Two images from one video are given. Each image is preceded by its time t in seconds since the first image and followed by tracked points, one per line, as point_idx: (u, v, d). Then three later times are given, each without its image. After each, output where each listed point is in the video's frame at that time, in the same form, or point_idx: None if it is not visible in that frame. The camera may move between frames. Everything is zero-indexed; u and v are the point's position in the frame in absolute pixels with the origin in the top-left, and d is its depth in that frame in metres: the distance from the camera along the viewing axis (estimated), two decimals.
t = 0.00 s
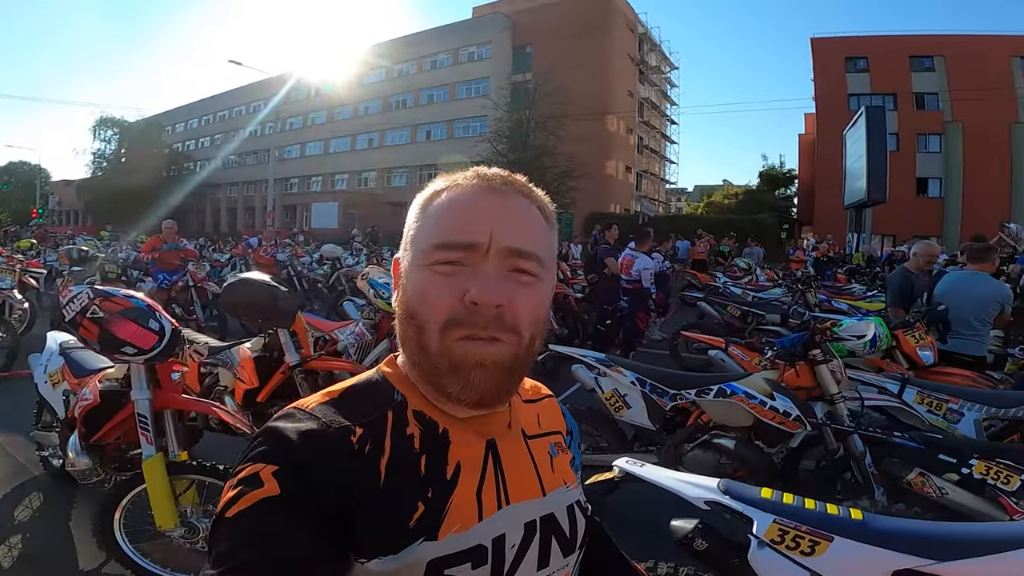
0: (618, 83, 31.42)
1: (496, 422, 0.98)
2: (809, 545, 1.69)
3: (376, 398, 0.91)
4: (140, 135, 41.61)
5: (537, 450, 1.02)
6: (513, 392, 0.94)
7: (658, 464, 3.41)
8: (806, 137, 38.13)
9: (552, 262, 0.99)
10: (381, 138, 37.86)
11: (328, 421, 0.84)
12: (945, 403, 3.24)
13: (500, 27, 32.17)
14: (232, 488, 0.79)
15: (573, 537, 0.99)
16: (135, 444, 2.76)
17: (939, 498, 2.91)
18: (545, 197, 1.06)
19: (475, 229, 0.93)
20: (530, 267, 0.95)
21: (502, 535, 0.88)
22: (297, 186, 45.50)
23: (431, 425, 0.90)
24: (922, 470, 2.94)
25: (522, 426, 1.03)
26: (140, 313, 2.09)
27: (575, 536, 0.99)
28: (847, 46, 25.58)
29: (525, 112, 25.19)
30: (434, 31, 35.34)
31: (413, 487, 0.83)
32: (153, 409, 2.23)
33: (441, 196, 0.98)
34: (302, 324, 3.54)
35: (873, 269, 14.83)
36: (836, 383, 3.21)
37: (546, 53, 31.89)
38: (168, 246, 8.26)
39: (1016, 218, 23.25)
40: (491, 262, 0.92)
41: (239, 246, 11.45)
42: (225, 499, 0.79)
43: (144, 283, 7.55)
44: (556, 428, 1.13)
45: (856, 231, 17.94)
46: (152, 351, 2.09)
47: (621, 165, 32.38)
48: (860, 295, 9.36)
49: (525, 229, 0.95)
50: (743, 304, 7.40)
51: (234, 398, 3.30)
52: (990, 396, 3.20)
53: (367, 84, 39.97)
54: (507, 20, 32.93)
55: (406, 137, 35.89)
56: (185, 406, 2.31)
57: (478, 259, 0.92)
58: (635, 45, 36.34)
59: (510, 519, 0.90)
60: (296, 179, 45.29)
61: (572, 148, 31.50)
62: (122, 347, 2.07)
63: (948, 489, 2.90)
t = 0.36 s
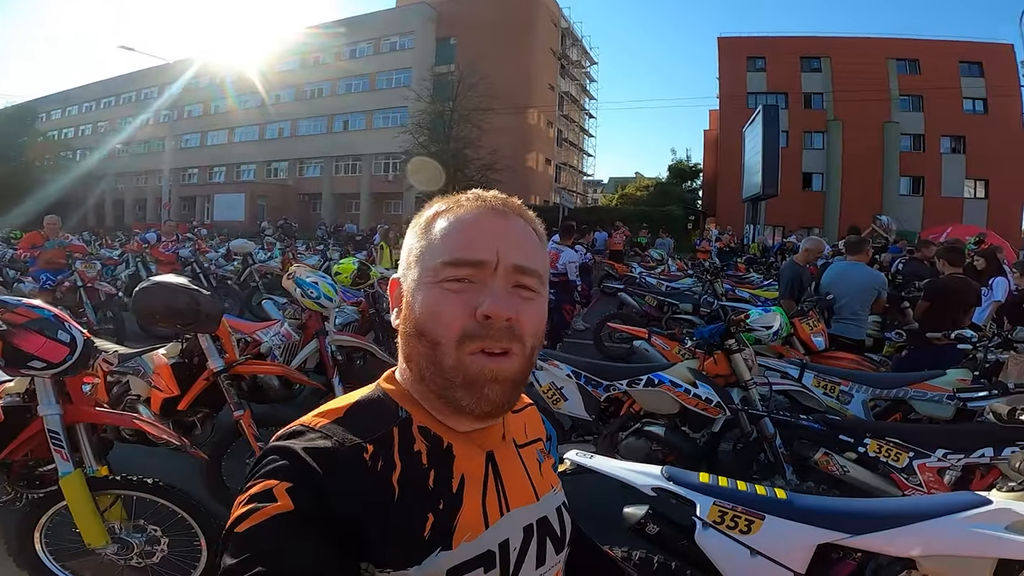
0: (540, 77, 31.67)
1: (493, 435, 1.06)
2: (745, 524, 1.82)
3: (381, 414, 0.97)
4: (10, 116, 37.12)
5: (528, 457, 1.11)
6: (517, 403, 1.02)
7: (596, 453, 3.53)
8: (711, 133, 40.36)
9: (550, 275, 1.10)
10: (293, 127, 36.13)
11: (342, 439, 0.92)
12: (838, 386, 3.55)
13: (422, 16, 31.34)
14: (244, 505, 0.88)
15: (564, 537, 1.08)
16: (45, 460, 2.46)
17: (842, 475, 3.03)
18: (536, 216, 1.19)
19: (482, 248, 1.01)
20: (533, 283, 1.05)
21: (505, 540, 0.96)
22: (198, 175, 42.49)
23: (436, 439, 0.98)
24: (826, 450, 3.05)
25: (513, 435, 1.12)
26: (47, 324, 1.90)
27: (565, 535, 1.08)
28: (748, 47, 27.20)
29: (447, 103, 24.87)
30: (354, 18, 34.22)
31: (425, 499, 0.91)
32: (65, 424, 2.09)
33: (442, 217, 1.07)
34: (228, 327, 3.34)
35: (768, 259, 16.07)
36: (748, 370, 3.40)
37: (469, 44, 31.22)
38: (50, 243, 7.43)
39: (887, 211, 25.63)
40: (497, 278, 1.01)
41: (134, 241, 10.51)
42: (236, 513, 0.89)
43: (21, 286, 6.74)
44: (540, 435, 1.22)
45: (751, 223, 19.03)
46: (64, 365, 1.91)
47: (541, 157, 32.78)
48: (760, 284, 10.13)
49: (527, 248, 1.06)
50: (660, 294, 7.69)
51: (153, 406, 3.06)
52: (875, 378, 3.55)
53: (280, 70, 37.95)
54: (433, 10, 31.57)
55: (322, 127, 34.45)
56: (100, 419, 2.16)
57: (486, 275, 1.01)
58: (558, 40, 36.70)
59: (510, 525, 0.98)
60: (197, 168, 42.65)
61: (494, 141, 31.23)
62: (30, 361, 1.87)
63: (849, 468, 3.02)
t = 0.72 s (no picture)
0: (495, 67, 31.63)
1: (490, 436, 1.17)
2: (698, 495, 1.99)
3: (379, 420, 1.04)
4: None
5: (525, 452, 1.25)
6: (517, 406, 1.09)
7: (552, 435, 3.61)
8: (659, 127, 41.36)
9: (546, 272, 1.15)
10: (236, 111, 34.83)
11: (345, 448, 0.98)
12: (772, 369, 3.80)
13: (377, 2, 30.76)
14: (241, 518, 0.94)
15: (559, 529, 1.23)
16: None
17: (776, 452, 3.13)
18: (527, 203, 1.23)
19: (478, 254, 1.06)
20: (531, 284, 1.11)
21: (508, 541, 1.07)
22: (127, 156, 40.18)
23: (437, 444, 1.07)
24: (763, 429, 3.14)
25: (510, 433, 1.25)
26: (6, 313, 1.96)
27: (560, 528, 1.23)
28: (695, 44, 28.00)
29: (399, 91, 24.59)
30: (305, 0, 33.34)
31: (429, 508, 1.00)
32: (20, 416, 2.19)
33: (434, 214, 1.10)
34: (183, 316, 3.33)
35: (709, 250, 16.81)
36: (694, 355, 3.59)
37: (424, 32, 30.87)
38: None
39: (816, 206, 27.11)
40: (492, 281, 1.06)
41: (62, 224, 9.95)
42: (232, 526, 0.94)
43: None
44: (533, 428, 1.38)
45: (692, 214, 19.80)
46: (22, 353, 1.97)
47: (494, 146, 32.73)
48: (700, 274, 10.60)
49: (522, 247, 1.10)
50: (609, 283, 7.89)
51: (103, 397, 3.06)
52: (804, 363, 3.82)
53: (223, 51, 36.42)
54: None
55: (266, 111, 33.31)
56: (53, 410, 2.25)
57: (483, 280, 1.05)
58: (514, 30, 36.78)
59: (513, 523, 1.10)
60: (127, 150, 40.50)
61: (448, 129, 30.89)
62: None
63: (783, 445, 3.12)
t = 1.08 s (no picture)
0: (494, 59, 31.54)
1: (503, 428, 1.10)
2: (698, 475, 2.05)
3: (380, 417, 0.97)
4: None
5: (540, 443, 1.19)
6: (569, 386, 1.03)
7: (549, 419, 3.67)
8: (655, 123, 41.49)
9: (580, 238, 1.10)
10: (230, 97, 34.56)
11: (330, 453, 0.90)
12: (763, 360, 3.88)
13: None
14: (209, 537, 0.84)
15: (577, 531, 1.17)
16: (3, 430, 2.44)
17: (769, 439, 3.18)
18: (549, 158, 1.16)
19: (530, 217, 0.98)
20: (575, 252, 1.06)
21: (523, 545, 1.01)
22: (119, 139, 39.83)
23: (442, 441, 1.00)
24: (757, 417, 3.19)
25: (525, 425, 1.18)
26: (18, 283, 2.13)
27: (577, 529, 1.18)
28: (694, 40, 27.94)
29: (397, 81, 24.50)
30: None
31: (435, 514, 0.92)
32: (24, 390, 2.19)
33: (467, 169, 0.99)
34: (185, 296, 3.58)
35: (701, 247, 16.96)
36: (690, 344, 3.65)
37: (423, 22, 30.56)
38: None
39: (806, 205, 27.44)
40: (542, 248, 0.99)
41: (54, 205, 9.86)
42: (199, 545, 0.85)
43: None
44: (547, 415, 1.30)
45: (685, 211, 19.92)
46: (34, 323, 2.13)
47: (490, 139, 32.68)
48: (692, 270, 10.70)
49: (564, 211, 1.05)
50: (604, 275, 7.95)
51: (102, 373, 3.22)
52: (794, 355, 3.90)
53: (219, 35, 36.12)
54: None
55: (260, 98, 33.14)
56: (56, 383, 2.28)
57: (538, 248, 0.97)
58: (514, 22, 36.67)
59: (528, 527, 1.04)
60: (117, 133, 40.20)
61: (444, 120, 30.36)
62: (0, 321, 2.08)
63: (775, 433, 3.18)
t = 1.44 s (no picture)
0: (484, 75, 31.92)
1: (498, 433, 1.08)
2: (684, 479, 2.10)
3: (370, 412, 0.98)
4: None
5: (535, 450, 1.16)
6: (525, 401, 1.04)
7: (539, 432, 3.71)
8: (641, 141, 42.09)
9: (566, 257, 1.09)
10: (218, 113, 34.56)
11: (326, 442, 0.90)
12: (748, 371, 3.95)
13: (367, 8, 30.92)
14: (209, 520, 0.86)
15: (566, 540, 1.15)
16: None
17: (754, 446, 3.25)
18: (551, 170, 1.17)
19: (492, 230, 1.01)
20: (553, 272, 1.06)
21: (507, 549, 1.00)
22: (104, 155, 39.62)
23: (433, 441, 0.99)
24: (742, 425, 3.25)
25: (522, 430, 1.16)
26: (14, 295, 2.19)
27: (567, 539, 1.15)
28: (679, 58, 28.55)
29: (386, 97, 24.72)
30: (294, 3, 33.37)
31: (419, 512, 0.92)
32: (16, 400, 2.21)
33: (453, 180, 1.05)
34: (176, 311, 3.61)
35: (688, 264, 17.20)
36: (676, 356, 3.71)
37: (412, 39, 30.97)
38: None
39: (789, 222, 27.97)
40: (507, 261, 1.01)
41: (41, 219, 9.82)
42: (199, 528, 0.86)
43: None
44: (552, 423, 1.28)
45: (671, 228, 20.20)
46: (28, 334, 2.21)
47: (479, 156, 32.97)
48: (678, 286, 10.84)
49: (542, 225, 1.05)
50: (591, 292, 8.04)
51: (92, 386, 3.27)
52: (777, 365, 3.99)
53: (208, 52, 36.29)
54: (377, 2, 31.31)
55: (248, 114, 33.20)
56: (47, 395, 2.29)
57: (494, 261, 1.00)
58: (503, 40, 37.21)
59: (514, 530, 1.02)
60: (102, 149, 39.95)
61: (432, 137, 30.88)
62: None
63: (760, 440, 3.25)
